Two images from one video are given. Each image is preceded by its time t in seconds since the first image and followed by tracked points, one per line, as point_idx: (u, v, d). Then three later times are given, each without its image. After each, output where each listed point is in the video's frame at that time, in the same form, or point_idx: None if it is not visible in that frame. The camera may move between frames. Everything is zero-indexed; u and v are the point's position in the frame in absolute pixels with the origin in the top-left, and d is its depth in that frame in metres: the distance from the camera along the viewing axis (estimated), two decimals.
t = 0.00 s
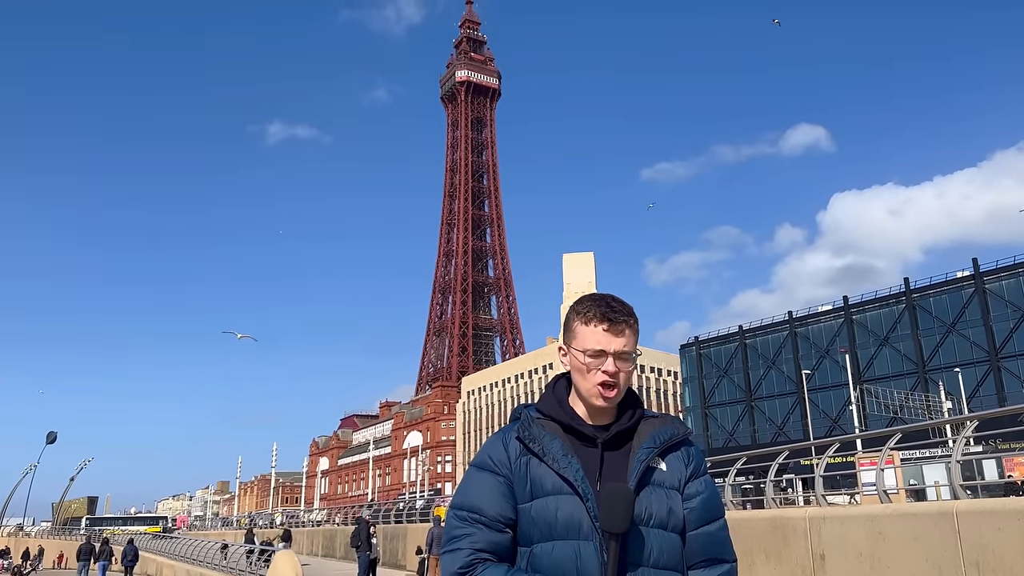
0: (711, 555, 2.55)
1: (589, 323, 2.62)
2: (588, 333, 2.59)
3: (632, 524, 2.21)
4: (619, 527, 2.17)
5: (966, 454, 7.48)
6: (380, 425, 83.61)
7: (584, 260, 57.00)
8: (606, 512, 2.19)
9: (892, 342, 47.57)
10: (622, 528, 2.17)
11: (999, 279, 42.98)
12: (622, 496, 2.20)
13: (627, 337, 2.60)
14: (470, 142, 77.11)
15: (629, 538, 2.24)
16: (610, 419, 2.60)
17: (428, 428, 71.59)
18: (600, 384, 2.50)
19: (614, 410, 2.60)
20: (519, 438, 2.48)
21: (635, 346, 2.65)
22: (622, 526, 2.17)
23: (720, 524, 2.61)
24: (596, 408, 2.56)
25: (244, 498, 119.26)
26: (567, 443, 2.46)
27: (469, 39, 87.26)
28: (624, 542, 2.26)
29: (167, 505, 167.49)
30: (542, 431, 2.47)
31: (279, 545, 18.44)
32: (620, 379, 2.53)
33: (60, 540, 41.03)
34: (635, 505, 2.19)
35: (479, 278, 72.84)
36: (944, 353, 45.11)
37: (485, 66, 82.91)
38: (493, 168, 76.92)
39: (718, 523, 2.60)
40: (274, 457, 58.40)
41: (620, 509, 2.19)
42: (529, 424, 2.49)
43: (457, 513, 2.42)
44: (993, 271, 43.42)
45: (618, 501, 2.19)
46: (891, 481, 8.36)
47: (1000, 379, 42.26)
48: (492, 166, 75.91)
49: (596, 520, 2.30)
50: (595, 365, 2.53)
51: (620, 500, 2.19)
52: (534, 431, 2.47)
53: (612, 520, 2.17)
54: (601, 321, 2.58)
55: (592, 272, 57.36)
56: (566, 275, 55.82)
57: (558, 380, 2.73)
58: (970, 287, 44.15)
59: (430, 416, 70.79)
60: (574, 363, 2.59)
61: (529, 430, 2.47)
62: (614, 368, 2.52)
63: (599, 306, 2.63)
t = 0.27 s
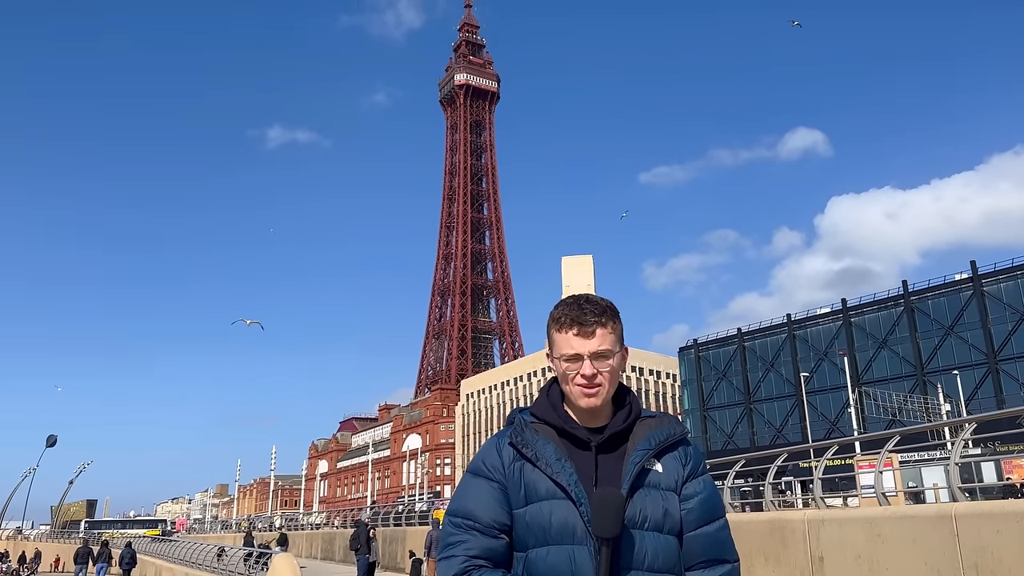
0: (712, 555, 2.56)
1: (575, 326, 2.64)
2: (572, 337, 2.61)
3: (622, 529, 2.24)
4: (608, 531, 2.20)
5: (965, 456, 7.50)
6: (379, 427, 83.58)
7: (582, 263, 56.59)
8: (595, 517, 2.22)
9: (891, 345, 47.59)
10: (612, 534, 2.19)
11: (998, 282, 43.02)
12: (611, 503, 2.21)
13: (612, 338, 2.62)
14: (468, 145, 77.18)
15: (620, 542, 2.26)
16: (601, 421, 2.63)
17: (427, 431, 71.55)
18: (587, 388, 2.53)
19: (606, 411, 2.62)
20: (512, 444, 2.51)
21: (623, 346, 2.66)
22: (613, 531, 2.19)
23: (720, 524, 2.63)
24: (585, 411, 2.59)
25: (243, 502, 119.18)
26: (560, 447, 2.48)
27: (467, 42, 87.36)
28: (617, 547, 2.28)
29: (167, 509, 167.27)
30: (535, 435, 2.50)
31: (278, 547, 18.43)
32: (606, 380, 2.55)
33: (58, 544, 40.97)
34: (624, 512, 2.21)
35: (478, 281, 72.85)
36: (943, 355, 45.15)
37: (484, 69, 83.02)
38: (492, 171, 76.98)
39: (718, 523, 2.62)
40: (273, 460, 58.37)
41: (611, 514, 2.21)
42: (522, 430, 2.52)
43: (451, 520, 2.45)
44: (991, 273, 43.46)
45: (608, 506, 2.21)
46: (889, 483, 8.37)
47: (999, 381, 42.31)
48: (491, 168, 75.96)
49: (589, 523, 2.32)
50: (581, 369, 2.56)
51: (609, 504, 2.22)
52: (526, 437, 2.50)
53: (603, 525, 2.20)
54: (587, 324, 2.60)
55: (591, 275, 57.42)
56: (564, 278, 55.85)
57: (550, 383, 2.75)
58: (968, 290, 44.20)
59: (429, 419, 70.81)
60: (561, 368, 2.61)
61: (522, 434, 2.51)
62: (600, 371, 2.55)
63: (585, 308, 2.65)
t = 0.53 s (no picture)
0: (713, 557, 2.54)
1: (566, 329, 2.63)
2: (564, 339, 2.60)
3: (616, 535, 2.23)
4: (603, 539, 2.18)
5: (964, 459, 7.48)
6: (378, 431, 83.51)
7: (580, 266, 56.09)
8: (590, 522, 2.21)
9: (891, 347, 47.56)
10: (606, 540, 2.18)
11: (997, 284, 43.00)
12: (606, 508, 2.20)
13: (603, 338, 2.61)
14: (468, 148, 77.21)
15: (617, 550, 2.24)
16: (598, 423, 2.61)
17: (426, 434, 71.51)
18: (580, 392, 2.51)
19: (603, 414, 2.61)
20: (509, 450, 2.50)
21: (615, 347, 2.64)
22: (605, 537, 2.18)
23: (721, 525, 2.61)
24: (581, 415, 2.58)
25: (242, 505, 119.06)
26: (557, 453, 2.47)
27: (466, 45, 87.45)
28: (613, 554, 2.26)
29: (166, 512, 167.17)
30: (532, 441, 2.49)
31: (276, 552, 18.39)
32: (597, 383, 2.54)
33: (57, 548, 40.93)
34: (619, 518, 2.20)
35: (478, 284, 72.84)
36: (942, 358, 45.11)
37: (484, 72, 83.11)
38: (491, 174, 77.04)
39: (718, 523, 2.60)
40: (272, 464, 58.34)
41: (606, 521, 2.20)
42: (519, 436, 2.51)
43: (449, 527, 2.45)
44: (990, 276, 43.44)
45: (601, 512, 2.20)
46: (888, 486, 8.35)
47: (998, 384, 42.29)
48: (490, 171, 76.01)
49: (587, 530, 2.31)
50: (573, 373, 2.54)
51: (603, 511, 2.20)
52: (523, 443, 2.48)
53: (596, 532, 2.19)
54: (577, 327, 2.59)
55: (591, 278, 57.42)
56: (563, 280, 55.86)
57: (545, 386, 2.74)
58: (968, 292, 44.17)
59: (428, 422, 70.79)
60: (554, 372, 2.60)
61: (519, 440, 2.49)
62: (592, 373, 2.53)
63: (575, 310, 2.65)
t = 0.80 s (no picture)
0: (717, 560, 2.52)
1: (561, 331, 2.61)
2: (560, 341, 2.57)
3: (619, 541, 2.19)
4: (604, 545, 2.15)
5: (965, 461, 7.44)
6: (378, 433, 83.44)
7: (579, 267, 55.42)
8: (589, 526, 2.17)
9: (891, 350, 47.50)
10: (608, 545, 2.15)
11: (997, 286, 42.98)
12: (605, 513, 2.18)
13: (599, 340, 2.58)
14: (467, 151, 77.26)
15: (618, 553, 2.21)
16: (597, 425, 2.58)
17: (426, 436, 71.45)
18: (577, 396, 2.49)
19: (603, 417, 2.57)
20: (510, 453, 2.47)
21: (613, 348, 2.61)
22: (605, 543, 2.15)
23: (724, 527, 2.58)
24: (580, 416, 2.55)
25: (242, 508, 118.95)
26: (558, 455, 2.44)
27: (466, 48, 87.48)
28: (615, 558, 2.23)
29: (166, 515, 167.00)
30: (533, 444, 2.46)
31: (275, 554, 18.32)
32: (594, 383, 2.51)
33: (56, 551, 40.84)
34: (621, 522, 2.18)
35: (477, 286, 72.81)
36: (943, 360, 45.07)
37: (483, 74, 83.22)
38: (491, 176, 77.06)
39: (721, 525, 2.57)
40: (271, 466, 58.26)
41: (607, 526, 2.17)
42: (519, 438, 2.48)
43: (449, 532, 2.43)
44: (991, 278, 43.43)
45: (602, 516, 2.17)
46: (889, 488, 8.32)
47: (999, 386, 42.26)
48: (490, 174, 75.98)
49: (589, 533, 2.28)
50: (571, 375, 2.52)
51: (606, 516, 2.18)
52: (524, 446, 2.45)
53: (598, 537, 2.15)
54: (572, 328, 2.57)
55: (591, 281, 57.37)
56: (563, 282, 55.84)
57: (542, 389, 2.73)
58: (968, 294, 44.14)
59: (428, 425, 70.75)
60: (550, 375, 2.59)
61: (519, 444, 2.46)
62: (587, 377, 2.51)
63: (571, 312, 2.63)
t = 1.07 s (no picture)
0: (720, 559, 2.50)
1: (558, 332, 2.60)
2: (557, 344, 2.57)
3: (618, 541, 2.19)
4: (604, 546, 2.14)
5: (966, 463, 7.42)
6: (378, 435, 83.42)
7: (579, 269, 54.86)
8: (588, 529, 2.16)
9: (891, 351, 47.50)
10: (607, 546, 2.14)
11: (998, 287, 42.96)
12: (607, 514, 2.16)
13: (598, 341, 2.57)
14: (467, 152, 77.27)
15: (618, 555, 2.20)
16: (596, 427, 2.57)
17: (426, 438, 71.44)
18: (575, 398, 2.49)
19: (602, 418, 2.56)
20: (509, 456, 2.46)
21: (612, 350, 2.61)
22: (604, 543, 2.13)
23: (726, 527, 2.57)
24: (579, 418, 2.54)
25: (242, 510, 118.96)
26: (558, 457, 2.43)
27: (466, 49, 87.41)
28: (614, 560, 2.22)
29: (166, 517, 166.76)
30: (532, 447, 2.45)
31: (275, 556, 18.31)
32: (593, 385, 2.51)
33: (56, 553, 40.80)
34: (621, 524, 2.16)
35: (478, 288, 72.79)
36: (944, 361, 45.03)
37: (483, 76, 83.28)
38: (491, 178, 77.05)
39: (722, 525, 2.56)
40: (271, 468, 58.22)
41: (607, 527, 2.16)
42: (519, 441, 2.47)
43: (450, 535, 2.42)
44: (991, 279, 43.42)
45: (603, 517, 2.16)
46: (890, 490, 8.30)
47: (999, 387, 42.25)
48: (490, 175, 75.91)
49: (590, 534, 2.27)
50: (568, 377, 2.52)
51: (605, 518, 2.17)
52: (524, 448, 2.44)
53: (597, 538, 2.14)
54: (567, 330, 2.56)
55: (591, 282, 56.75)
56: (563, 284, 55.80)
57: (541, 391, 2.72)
58: (969, 295, 44.13)
59: (429, 426, 70.75)
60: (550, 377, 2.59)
61: (518, 447, 2.45)
62: (585, 378, 2.51)
63: (570, 314, 2.61)
